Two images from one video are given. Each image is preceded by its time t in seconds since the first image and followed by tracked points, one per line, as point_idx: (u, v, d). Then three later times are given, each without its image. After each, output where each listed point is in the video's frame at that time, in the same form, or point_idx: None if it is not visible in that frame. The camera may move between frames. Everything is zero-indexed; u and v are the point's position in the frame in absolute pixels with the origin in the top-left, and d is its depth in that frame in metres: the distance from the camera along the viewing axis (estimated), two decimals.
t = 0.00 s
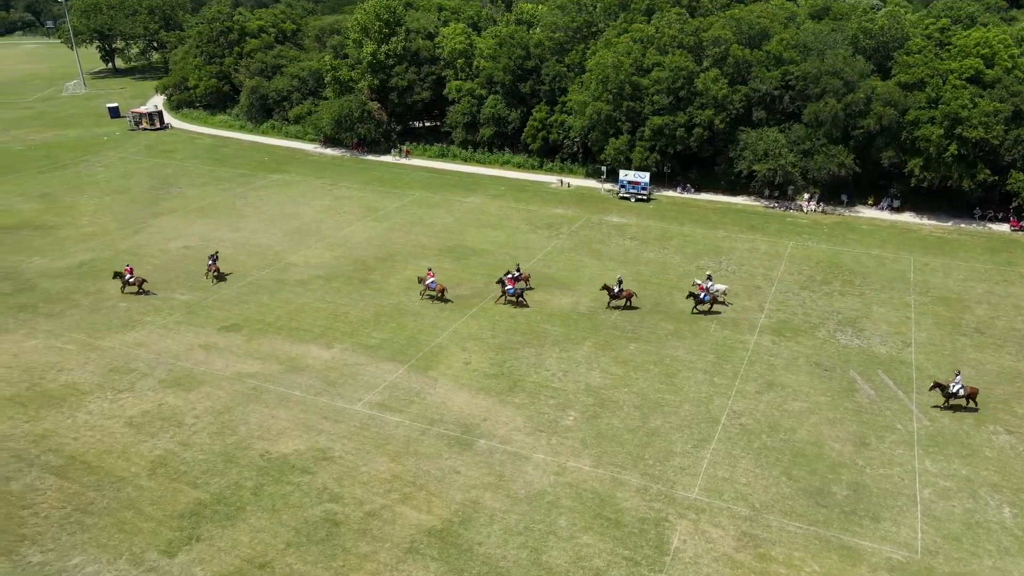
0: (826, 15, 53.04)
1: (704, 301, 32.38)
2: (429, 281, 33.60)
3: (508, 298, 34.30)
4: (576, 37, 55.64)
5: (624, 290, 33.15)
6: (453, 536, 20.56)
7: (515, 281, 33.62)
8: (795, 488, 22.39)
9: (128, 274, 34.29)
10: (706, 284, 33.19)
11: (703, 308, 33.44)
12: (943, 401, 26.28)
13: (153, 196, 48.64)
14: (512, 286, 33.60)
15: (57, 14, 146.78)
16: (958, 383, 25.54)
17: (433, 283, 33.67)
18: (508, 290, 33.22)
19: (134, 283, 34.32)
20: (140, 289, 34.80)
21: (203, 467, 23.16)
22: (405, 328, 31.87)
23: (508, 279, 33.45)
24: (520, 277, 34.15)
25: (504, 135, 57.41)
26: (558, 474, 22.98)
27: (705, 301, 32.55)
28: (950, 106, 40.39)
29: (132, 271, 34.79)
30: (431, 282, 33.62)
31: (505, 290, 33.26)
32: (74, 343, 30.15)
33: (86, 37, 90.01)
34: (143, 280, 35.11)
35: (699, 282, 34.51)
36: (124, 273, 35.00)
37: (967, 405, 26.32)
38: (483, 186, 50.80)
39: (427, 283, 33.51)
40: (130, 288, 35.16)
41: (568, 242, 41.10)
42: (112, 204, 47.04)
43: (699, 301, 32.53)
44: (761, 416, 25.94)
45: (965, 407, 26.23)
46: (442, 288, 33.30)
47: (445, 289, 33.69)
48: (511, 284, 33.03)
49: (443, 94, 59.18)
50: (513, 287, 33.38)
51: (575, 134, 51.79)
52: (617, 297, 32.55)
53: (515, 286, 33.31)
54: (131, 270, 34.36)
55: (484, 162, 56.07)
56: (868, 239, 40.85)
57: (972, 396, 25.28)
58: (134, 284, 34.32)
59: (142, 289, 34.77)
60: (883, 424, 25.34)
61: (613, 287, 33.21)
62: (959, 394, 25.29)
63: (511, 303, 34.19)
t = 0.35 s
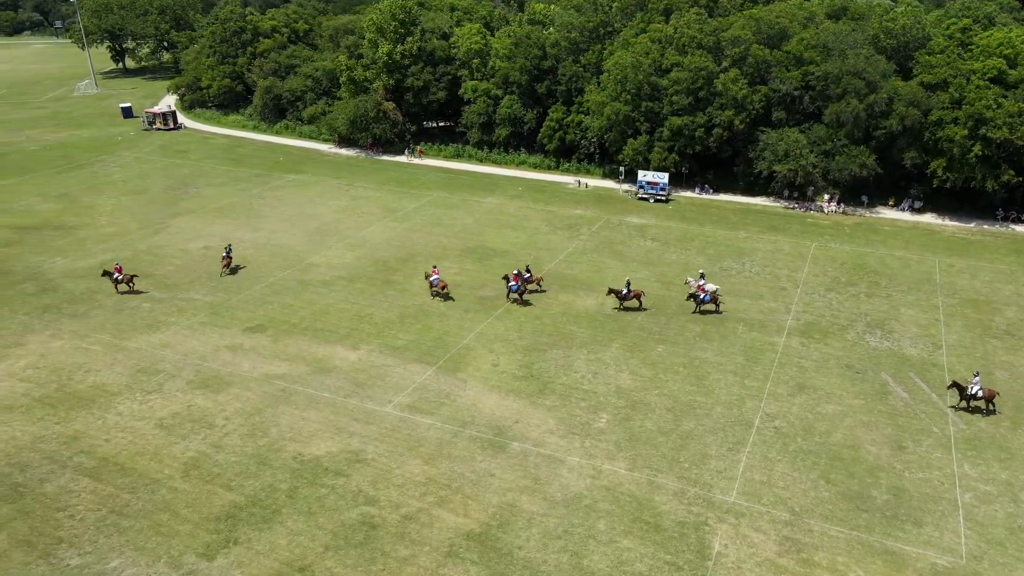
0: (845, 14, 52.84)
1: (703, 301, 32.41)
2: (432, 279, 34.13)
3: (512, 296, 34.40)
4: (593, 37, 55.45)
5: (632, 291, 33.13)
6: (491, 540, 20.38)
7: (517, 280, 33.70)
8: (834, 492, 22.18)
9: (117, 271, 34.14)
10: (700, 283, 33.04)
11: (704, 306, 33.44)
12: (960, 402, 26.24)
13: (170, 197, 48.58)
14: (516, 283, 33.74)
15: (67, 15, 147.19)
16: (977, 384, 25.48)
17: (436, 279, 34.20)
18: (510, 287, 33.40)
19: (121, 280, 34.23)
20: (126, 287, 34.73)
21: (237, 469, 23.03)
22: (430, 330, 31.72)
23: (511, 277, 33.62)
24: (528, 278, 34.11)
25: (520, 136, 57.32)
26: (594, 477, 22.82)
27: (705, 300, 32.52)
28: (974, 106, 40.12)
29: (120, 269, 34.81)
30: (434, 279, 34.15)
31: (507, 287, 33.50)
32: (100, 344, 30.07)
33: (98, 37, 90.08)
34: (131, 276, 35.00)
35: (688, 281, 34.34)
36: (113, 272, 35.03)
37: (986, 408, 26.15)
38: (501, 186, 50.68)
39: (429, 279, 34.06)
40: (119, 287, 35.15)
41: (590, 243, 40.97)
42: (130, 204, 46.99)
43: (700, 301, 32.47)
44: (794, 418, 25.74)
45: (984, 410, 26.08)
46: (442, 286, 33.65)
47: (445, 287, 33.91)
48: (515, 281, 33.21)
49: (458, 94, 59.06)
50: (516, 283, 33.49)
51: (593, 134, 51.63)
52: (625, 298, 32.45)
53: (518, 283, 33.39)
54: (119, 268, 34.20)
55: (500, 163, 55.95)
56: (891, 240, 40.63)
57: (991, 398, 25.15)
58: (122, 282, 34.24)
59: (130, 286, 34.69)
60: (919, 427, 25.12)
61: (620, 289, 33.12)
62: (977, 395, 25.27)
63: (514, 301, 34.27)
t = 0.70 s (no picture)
0: (867, 14, 52.59)
1: (709, 301, 32.54)
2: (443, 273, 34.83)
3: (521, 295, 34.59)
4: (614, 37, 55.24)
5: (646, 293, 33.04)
6: (537, 544, 20.19)
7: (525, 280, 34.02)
8: (880, 497, 21.93)
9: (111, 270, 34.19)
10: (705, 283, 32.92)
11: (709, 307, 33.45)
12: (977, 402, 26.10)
13: (192, 196, 48.52)
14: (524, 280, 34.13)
15: (78, 15, 147.42)
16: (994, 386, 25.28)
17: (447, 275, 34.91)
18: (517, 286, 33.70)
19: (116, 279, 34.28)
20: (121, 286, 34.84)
21: (276, 471, 22.89)
22: (461, 331, 31.58)
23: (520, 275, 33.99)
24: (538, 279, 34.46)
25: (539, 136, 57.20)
26: (636, 481, 22.62)
27: (710, 301, 32.65)
28: (1003, 107, 39.78)
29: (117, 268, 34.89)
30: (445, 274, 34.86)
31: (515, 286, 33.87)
32: (131, 345, 30.00)
33: (112, 36, 90.11)
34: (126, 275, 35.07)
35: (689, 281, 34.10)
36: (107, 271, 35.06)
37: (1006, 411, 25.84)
38: (522, 187, 50.53)
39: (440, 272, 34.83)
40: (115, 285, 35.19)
41: (616, 244, 40.80)
42: (151, 204, 46.93)
43: (705, 302, 32.61)
44: (834, 422, 25.51)
45: (1002, 413, 25.84)
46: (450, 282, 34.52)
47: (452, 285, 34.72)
48: (523, 280, 33.36)
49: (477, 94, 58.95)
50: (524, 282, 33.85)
51: (614, 134, 51.43)
52: (638, 300, 32.54)
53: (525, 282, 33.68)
54: (113, 266, 34.27)
55: (519, 163, 55.84)
56: (919, 242, 40.33)
57: (1007, 401, 24.95)
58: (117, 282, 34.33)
59: (126, 285, 34.70)
60: (961, 432, 24.87)
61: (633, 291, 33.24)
62: (993, 397, 25.12)
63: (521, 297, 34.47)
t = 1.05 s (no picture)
0: (889, 14, 52.32)
1: (717, 299, 32.28)
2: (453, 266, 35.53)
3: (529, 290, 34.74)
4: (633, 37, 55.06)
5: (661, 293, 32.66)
6: (580, 547, 20.01)
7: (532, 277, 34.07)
8: (924, 502, 21.70)
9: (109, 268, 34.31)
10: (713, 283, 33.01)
11: (717, 305, 33.46)
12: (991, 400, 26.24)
13: (212, 196, 48.48)
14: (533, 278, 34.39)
15: (88, 16, 147.81)
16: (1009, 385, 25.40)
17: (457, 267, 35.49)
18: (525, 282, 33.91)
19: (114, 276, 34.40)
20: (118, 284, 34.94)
21: (313, 473, 22.77)
22: (489, 332, 31.43)
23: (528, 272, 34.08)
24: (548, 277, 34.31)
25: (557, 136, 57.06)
26: (676, 484, 22.43)
27: (718, 299, 32.40)
28: None
29: (112, 267, 34.94)
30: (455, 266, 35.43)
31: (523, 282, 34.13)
32: (160, 345, 29.94)
33: (125, 36, 90.18)
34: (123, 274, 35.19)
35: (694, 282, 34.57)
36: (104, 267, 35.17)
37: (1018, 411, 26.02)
38: (542, 187, 50.38)
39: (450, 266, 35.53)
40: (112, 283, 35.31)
41: (640, 245, 40.61)
42: (172, 204, 46.89)
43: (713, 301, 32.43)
44: (872, 425, 25.28)
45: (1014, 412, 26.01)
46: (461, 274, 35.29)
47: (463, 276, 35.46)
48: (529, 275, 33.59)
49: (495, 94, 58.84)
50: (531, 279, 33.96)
51: (634, 135, 51.23)
52: (653, 299, 32.09)
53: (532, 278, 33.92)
54: (111, 264, 34.40)
55: (537, 163, 55.71)
56: (945, 243, 40.05)
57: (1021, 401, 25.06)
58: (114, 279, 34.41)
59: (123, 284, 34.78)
60: (1001, 436, 24.61)
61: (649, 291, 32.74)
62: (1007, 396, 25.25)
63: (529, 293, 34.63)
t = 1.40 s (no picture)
0: (913, 13, 52.03)
1: (729, 299, 32.41)
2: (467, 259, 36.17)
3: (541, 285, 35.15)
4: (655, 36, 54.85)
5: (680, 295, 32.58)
6: (629, 551, 19.81)
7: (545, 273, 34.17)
8: (973, 506, 21.44)
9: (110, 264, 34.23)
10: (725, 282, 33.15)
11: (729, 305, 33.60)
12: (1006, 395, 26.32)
13: (234, 196, 48.42)
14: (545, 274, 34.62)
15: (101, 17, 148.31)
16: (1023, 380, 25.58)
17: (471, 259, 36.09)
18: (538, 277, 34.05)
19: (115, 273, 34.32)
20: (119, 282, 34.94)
21: (355, 475, 22.62)
22: (521, 333, 31.27)
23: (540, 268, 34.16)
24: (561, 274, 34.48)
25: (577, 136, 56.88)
26: (721, 488, 22.22)
27: (729, 299, 32.55)
28: None
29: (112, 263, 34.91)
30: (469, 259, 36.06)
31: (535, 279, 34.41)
32: (191, 345, 29.85)
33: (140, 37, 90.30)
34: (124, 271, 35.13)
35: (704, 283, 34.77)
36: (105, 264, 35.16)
37: None
38: (563, 188, 50.22)
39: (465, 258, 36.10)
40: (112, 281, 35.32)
41: (666, 245, 40.41)
42: (194, 204, 46.85)
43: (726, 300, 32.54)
44: (915, 428, 25.04)
45: None
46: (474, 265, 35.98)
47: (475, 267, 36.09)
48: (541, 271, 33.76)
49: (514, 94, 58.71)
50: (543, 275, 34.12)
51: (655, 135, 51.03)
52: (672, 301, 32.14)
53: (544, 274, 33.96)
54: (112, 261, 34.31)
55: (557, 164, 55.55)
56: (974, 245, 39.75)
57: None
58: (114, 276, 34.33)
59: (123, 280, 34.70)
60: None
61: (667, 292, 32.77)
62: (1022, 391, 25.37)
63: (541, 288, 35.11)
